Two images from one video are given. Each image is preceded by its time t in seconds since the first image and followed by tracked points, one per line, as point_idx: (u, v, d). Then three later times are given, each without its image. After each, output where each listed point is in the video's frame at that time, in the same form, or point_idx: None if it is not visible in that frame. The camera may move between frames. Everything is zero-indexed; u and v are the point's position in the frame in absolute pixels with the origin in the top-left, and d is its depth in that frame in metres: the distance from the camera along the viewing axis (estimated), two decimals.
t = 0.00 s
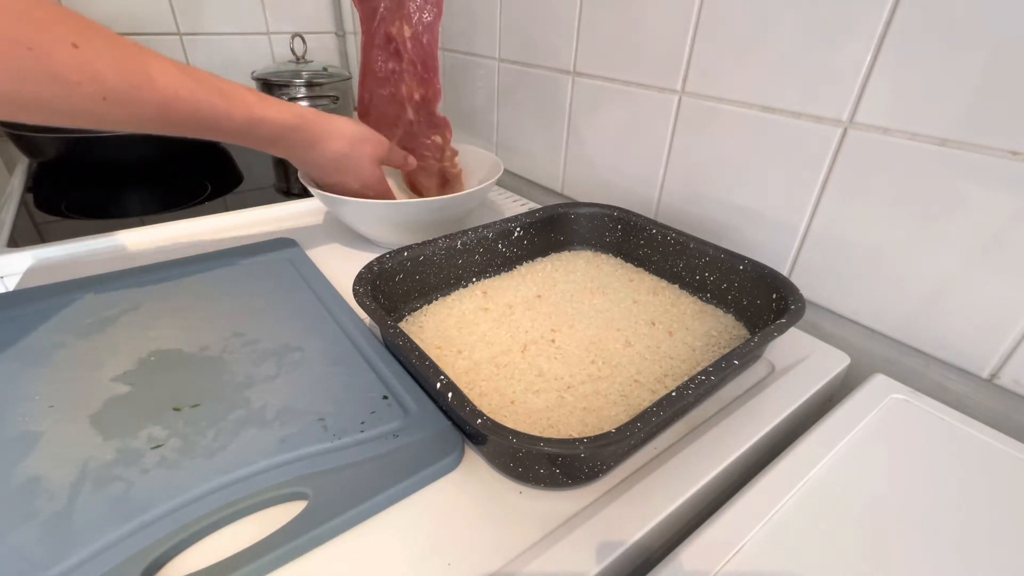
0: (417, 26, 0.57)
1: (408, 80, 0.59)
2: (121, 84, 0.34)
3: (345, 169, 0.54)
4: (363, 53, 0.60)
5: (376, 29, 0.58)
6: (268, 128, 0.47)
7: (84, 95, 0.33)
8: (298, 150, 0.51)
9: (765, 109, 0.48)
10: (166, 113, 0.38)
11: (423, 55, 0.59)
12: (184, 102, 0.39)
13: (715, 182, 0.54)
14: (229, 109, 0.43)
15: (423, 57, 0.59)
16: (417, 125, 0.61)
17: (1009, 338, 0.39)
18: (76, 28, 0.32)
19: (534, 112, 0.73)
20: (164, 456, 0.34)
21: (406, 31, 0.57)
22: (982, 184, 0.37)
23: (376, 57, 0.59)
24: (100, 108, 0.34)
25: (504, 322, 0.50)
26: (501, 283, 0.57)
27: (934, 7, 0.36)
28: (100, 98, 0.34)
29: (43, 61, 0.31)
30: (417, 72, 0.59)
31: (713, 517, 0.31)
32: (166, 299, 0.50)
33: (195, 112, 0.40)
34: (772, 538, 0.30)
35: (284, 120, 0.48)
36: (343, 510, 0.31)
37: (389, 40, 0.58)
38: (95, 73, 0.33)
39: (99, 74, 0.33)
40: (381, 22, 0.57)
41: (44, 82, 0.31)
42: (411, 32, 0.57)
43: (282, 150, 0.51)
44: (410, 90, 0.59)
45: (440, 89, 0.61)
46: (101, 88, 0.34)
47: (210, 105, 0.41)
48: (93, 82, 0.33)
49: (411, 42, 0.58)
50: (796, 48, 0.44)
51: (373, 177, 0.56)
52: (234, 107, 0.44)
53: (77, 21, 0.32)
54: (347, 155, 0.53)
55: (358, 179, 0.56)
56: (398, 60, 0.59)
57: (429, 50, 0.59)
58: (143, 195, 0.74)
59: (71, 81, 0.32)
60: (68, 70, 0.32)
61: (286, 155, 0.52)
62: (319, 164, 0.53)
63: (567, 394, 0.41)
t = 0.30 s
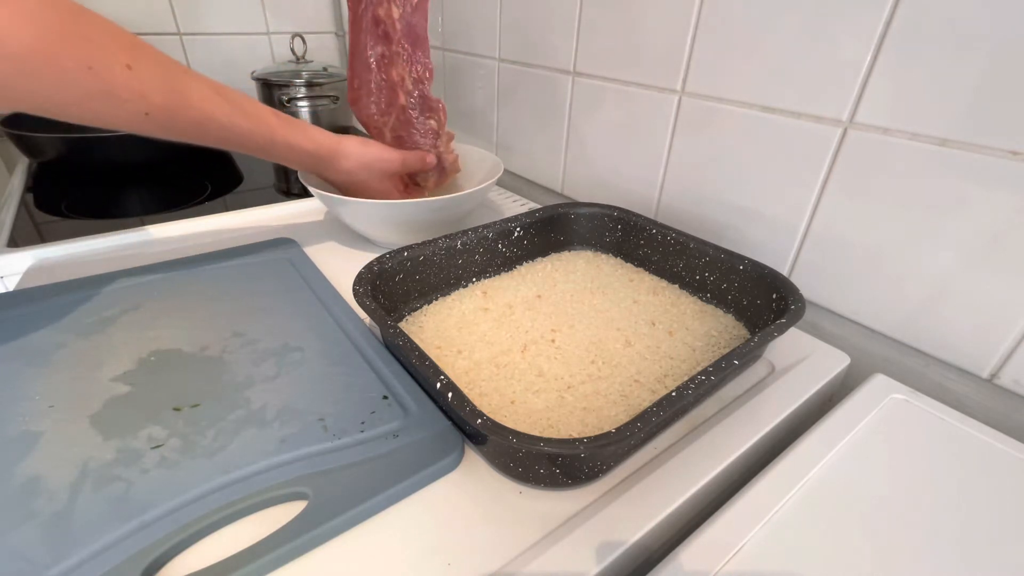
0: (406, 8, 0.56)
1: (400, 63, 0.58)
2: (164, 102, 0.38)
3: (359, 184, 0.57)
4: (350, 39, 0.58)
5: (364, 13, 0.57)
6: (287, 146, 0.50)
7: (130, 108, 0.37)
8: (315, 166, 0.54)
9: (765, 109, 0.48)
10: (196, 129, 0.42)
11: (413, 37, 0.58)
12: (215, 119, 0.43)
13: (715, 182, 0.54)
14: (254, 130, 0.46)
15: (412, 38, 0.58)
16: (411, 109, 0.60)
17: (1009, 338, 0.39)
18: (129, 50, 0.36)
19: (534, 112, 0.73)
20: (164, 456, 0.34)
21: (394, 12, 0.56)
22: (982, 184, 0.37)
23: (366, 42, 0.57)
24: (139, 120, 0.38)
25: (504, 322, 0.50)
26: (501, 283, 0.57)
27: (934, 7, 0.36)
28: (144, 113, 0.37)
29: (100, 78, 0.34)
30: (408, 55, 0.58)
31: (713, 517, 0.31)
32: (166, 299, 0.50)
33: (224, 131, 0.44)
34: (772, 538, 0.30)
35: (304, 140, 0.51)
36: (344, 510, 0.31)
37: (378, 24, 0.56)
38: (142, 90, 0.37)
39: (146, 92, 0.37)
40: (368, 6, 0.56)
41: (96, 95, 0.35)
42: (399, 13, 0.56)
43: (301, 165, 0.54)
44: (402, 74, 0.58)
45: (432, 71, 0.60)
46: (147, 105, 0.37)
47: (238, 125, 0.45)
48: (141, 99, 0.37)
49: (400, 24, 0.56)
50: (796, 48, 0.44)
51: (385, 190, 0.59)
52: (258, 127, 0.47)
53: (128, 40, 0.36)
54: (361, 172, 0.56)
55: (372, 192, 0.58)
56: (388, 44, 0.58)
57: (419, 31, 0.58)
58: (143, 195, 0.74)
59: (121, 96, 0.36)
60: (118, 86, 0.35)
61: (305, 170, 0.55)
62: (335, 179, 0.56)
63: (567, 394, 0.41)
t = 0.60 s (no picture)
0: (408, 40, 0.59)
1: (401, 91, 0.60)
2: (140, 79, 0.33)
3: (371, 151, 0.49)
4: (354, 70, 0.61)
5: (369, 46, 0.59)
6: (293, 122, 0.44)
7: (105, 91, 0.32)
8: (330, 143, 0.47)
9: (765, 109, 0.48)
10: (187, 106, 0.36)
11: (415, 67, 0.60)
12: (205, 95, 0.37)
13: (715, 182, 0.54)
14: (250, 99, 0.40)
15: (415, 69, 0.60)
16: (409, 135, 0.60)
17: (1009, 339, 0.39)
18: (97, 28, 0.32)
19: (534, 111, 0.73)
20: (164, 456, 0.34)
21: (397, 44, 0.59)
22: (982, 185, 0.37)
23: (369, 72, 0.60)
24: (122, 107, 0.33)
25: (504, 322, 0.50)
26: (501, 283, 0.57)
27: (934, 7, 0.36)
28: (122, 97, 0.33)
29: (64, 60, 0.30)
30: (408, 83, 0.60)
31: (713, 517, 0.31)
32: (166, 299, 0.50)
33: (216, 104, 0.38)
34: (772, 538, 0.30)
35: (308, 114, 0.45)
36: (344, 510, 0.31)
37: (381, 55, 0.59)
38: (115, 70, 0.32)
39: (118, 70, 0.32)
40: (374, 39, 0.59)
41: (69, 84, 0.31)
42: (401, 45, 0.59)
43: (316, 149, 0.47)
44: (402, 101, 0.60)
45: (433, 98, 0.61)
46: (123, 87, 0.33)
47: (227, 94, 0.38)
48: (113, 80, 0.32)
49: (401, 55, 0.59)
50: (797, 48, 0.44)
51: (400, 151, 0.51)
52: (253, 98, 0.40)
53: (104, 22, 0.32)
54: (370, 135, 0.49)
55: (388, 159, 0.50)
56: (390, 74, 0.60)
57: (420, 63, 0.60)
58: (143, 195, 0.74)
59: (93, 80, 0.32)
60: (84, 67, 0.31)
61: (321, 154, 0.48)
62: (344, 160, 0.49)
63: (567, 394, 0.41)
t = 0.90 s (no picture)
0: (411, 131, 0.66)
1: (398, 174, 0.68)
2: (135, 61, 0.32)
3: (376, 134, 0.47)
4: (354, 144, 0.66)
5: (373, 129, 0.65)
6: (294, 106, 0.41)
7: (97, 73, 0.31)
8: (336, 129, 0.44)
9: (765, 109, 0.48)
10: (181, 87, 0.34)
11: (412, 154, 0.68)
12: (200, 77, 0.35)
13: (716, 182, 0.54)
14: (251, 85, 0.38)
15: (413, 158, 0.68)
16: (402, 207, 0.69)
17: (1009, 339, 0.39)
18: (89, 10, 0.31)
19: (534, 112, 0.73)
20: (165, 456, 0.34)
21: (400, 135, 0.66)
22: (982, 184, 0.37)
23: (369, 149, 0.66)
24: (118, 92, 0.32)
25: (504, 322, 0.50)
26: (501, 283, 0.57)
27: (935, 7, 0.36)
28: (119, 80, 0.32)
29: (55, 40, 0.29)
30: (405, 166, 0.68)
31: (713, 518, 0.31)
32: (166, 299, 0.50)
33: (215, 89, 0.36)
34: (772, 538, 0.30)
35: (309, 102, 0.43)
36: (344, 510, 0.31)
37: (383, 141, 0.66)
38: (106, 51, 0.31)
39: (112, 52, 0.31)
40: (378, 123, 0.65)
41: (63, 65, 0.30)
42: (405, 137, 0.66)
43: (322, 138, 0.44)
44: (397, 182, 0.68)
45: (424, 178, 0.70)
46: (119, 68, 0.31)
47: (226, 79, 0.37)
48: (107, 61, 0.31)
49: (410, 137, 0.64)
50: (797, 48, 0.44)
51: (405, 129, 0.48)
52: (253, 84, 0.38)
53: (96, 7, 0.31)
54: (371, 118, 0.46)
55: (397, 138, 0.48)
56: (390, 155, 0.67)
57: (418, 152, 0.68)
58: (143, 195, 0.74)
59: (87, 61, 0.30)
60: (76, 48, 0.30)
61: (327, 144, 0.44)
62: (356, 147, 0.46)
63: (567, 394, 0.41)
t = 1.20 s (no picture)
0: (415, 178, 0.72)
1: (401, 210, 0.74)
2: (176, 53, 0.32)
3: (390, 138, 0.47)
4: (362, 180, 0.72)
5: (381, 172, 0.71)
6: (313, 108, 0.41)
7: (144, 61, 0.30)
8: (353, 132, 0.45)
9: (766, 109, 0.48)
10: (216, 79, 0.34)
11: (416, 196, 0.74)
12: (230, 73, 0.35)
13: (716, 183, 0.54)
14: (274, 87, 0.38)
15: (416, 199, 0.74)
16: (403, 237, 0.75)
17: (1009, 339, 0.39)
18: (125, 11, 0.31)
19: (534, 112, 0.73)
20: (165, 456, 0.34)
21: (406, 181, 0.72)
22: (982, 184, 0.37)
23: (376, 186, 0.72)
24: (162, 80, 0.31)
25: (504, 322, 0.50)
26: (501, 283, 0.57)
27: (935, 7, 0.36)
28: (161, 67, 0.31)
29: (104, 27, 0.29)
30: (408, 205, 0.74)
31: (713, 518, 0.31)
32: (166, 299, 0.50)
33: (242, 82, 0.36)
34: (773, 539, 0.30)
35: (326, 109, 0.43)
36: (344, 510, 0.31)
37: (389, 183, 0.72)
38: (147, 40, 0.31)
39: (152, 42, 0.31)
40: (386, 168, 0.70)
41: (111, 51, 0.29)
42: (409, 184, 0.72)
43: (342, 141, 0.43)
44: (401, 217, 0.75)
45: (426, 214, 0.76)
46: (161, 56, 0.31)
47: (253, 78, 0.37)
48: (149, 49, 0.31)
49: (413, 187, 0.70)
50: (797, 47, 0.44)
51: (412, 134, 0.50)
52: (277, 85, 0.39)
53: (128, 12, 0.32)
54: (382, 126, 0.47)
55: (407, 135, 0.49)
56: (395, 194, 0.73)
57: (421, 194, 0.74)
58: (143, 195, 0.74)
59: (131, 47, 0.30)
60: (122, 34, 0.30)
61: (348, 147, 0.44)
62: (375, 144, 0.46)
63: (567, 394, 0.41)
